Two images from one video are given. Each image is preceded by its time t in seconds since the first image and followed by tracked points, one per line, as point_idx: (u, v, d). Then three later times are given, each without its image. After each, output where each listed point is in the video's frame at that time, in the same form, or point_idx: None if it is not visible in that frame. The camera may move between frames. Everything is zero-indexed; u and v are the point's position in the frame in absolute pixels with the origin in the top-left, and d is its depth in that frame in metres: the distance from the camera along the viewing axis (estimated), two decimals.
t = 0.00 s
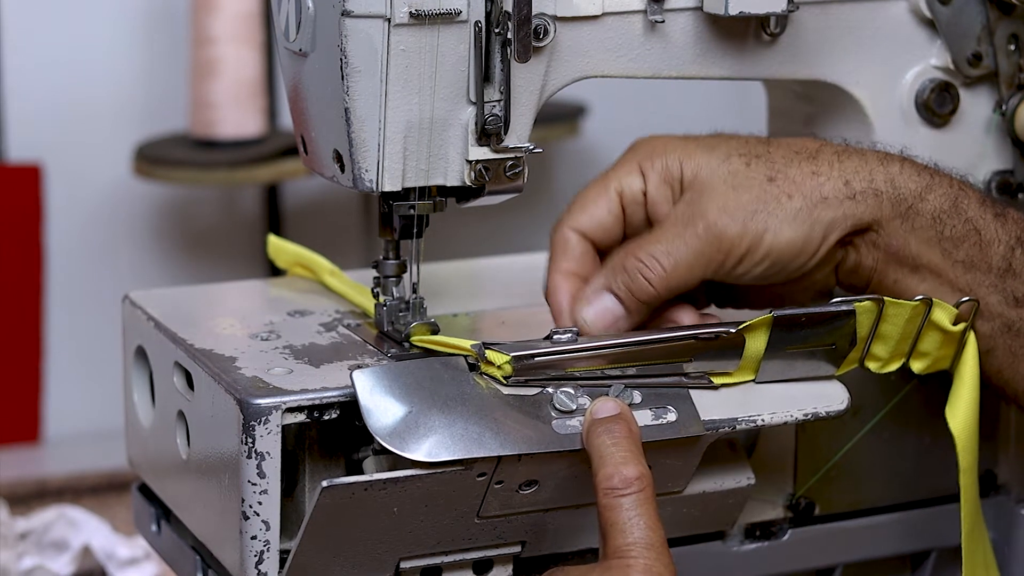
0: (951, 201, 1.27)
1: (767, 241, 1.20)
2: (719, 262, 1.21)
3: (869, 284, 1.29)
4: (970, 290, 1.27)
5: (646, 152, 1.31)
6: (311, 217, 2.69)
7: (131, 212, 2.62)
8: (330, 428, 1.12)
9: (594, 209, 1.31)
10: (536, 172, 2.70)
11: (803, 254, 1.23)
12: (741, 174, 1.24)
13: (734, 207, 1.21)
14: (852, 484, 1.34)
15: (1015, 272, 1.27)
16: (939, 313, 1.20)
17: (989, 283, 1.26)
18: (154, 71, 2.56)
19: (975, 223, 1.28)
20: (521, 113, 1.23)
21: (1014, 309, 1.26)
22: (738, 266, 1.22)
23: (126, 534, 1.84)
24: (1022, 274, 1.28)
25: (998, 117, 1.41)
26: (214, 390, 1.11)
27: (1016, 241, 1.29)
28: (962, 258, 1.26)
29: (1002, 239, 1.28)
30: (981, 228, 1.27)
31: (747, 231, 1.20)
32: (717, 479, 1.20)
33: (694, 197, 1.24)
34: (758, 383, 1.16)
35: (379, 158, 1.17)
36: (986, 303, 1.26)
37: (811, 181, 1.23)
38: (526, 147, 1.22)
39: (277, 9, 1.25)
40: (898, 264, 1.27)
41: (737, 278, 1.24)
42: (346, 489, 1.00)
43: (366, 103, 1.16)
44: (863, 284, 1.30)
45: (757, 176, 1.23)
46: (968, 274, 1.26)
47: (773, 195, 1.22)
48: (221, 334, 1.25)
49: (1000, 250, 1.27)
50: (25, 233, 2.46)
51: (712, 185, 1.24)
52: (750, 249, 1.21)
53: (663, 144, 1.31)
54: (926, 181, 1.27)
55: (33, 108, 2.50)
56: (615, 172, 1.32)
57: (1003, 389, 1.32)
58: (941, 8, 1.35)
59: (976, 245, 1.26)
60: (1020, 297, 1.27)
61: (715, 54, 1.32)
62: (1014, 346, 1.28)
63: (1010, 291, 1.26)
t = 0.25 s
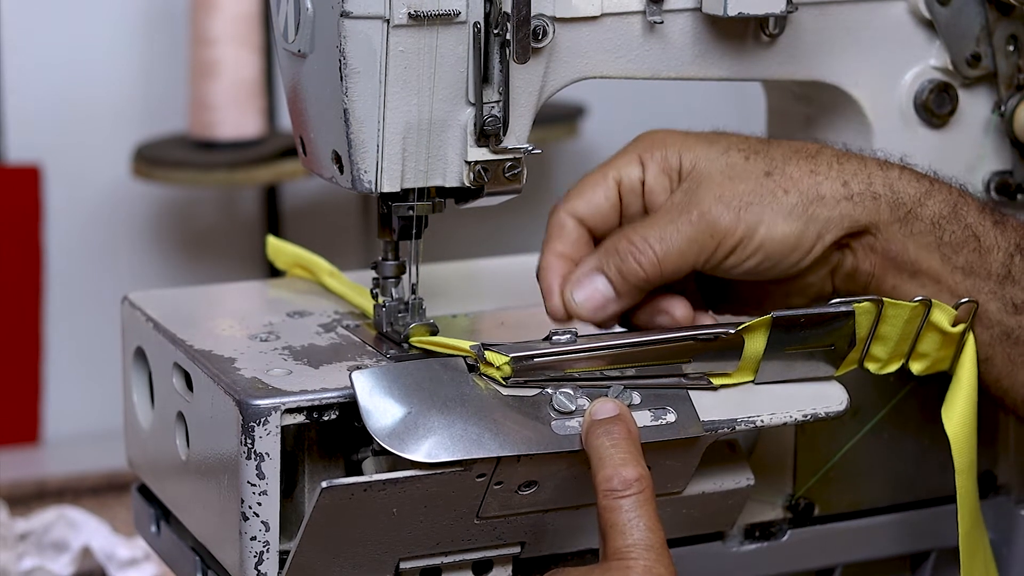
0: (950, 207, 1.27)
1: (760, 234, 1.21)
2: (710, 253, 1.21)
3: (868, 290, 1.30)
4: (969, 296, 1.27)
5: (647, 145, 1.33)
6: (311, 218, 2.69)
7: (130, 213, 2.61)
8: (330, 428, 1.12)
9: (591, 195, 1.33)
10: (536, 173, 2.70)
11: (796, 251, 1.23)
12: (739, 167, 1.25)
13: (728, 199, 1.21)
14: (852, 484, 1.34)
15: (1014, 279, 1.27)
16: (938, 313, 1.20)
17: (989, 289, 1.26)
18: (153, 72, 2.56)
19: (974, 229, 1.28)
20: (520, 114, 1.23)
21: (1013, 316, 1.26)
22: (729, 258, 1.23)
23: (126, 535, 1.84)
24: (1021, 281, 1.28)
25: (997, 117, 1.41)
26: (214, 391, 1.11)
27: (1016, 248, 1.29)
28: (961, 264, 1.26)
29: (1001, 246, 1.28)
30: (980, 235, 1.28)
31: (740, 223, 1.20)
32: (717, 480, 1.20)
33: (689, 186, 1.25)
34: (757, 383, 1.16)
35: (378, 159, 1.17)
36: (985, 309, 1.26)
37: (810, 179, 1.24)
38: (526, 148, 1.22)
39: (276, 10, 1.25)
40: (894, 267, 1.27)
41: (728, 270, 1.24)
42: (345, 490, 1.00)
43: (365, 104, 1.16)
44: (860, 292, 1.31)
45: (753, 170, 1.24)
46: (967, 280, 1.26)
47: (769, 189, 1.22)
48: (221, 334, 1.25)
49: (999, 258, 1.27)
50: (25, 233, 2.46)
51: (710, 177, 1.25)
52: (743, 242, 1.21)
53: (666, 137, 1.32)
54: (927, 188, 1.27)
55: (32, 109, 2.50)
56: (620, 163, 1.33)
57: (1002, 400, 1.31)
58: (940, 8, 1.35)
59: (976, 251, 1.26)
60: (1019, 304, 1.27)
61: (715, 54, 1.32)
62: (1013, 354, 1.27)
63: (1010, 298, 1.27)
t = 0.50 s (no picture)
0: (953, 206, 1.28)
1: (776, 248, 1.20)
2: (729, 273, 1.20)
3: (874, 291, 1.29)
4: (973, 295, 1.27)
5: (648, 168, 1.28)
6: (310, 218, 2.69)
7: (130, 213, 2.61)
8: (330, 428, 1.13)
9: (600, 226, 1.27)
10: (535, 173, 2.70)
11: (811, 260, 1.22)
12: (746, 182, 1.24)
13: (740, 217, 1.20)
14: (852, 484, 1.34)
15: (1016, 279, 1.29)
16: (938, 313, 1.20)
17: (992, 289, 1.27)
18: (153, 71, 2.56)
19: (977, 229, 1.29)
20: (520, 114, 1.23)
21: (1015, 316, 1.28)
22: (747, 276, 1.21)
23: (126, 535, 1.84)
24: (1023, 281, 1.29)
25: (997, 118, 1.41)
26: (214, 391, 1.11)
27: (1018, 247, 1.30)
28: (965, 264, 1.27)
29: (1004, 245, 1.29)
30: (983, 234, 1.29)
31: (756, 239, 1.19)
32: (717, 480, 1.20)
33: (700, 207, 1.23)
34: (757, 384, 1.16)
35: (378, 159, 1.17)
36: (987, 308, 1.28)
37: (817, 186, 1.24)
38: (526, 148, 1.23)
39: (277, 10, 1.25)
40: (903, 267, 1.27)
41: (745, 288, 1.23)
42: (346, 490, 1.00)
43: (365, 104, 1.16)
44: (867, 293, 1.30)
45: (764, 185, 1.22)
46: (970, 279, 1.27)
47: (779, 203, 1.22)
48: (221, 335, 1.25)
49: (1001, 257, 1.29)
50: (25, 234, 2.46)
51: (717, 195, 1.23)
52: (761, 256, 1.20)
53: (666, 158, 1.29)
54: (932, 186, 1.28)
55: (32, 109, 2.50)
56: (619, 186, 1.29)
57: (1004, 400, 1.32)
58: (941, 9, 1.35)
59: (978, 250, 1.28)
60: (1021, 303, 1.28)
61: (715, 54, 1.32)
62: (1014, 353, 1.29)
63: (1012, 297, 1.28)
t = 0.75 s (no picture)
0: (953, 204, 1.28)
1: (775, 248, 1.20)
2: (729, 272, 1.20)
3: (874, 289, 1.29)
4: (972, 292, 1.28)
5: (648, 168, 1.28)
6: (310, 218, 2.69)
7: (130, 214, 2.62)
8: (330, 428, 1.13)
9: (599, 227, 1.27)
10: (535, 172, 2.70)
11: (812, 258, 1.22)
12: (745, 181, 1.24)
13: (740, 217, 1.20)
14: (852, 484, 1.34)
15: (1015, 277, 1.29)
16: (938, 313, 1.20)
17: (991, 287, 1.28)
18: (153, 71, 2.56)
19: (977, 226, 1.29)
20: (520, 114, 1.23)
21: (1015, 313, 1.28)
22: (747, 275, 1.21)
23: (126, 535, 1.84)
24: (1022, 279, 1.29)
25: (997, 117, 1.41)
26: (214, 391, 1.11)
27: (1017, 245, 1.30)
28: (964, 262, 1.27)
29: (1003, 243, 1.30)
30: (982, 232, 1.29)
31: (756, 238, 1.19)
32: (717, 480, 1.20)
33: (700, 207, 1.22)
34: (757, 383, 1.16)
35: (378, 159, 1.17)
36: (987, 307, 1.28)
37: (816, 185, 1.24)
38: (525, 148, 1.23)
39: (276, 10, 1.25)
40: (903, 265, 1.27)
41: (745, 287, 1.23)
42: (346, 490, 1.00)
43: (365, 104, 1.16)
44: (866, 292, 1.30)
45: (762, 185, 1.22)
46: (970, 277, 1.27)
47: (778, 202, 1.22)
48: (221, 335, 1.25)
49: (1000, 254, 1.29)
50: (25, 234, 2.46)
51: (717, 194, 1.23)
52: (761, 256, 1.20)
53: (665, 158, 1.29)
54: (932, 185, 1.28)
55: (32, 109, 2.50)
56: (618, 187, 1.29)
57: (1004, 396, 1.33)
58: (940, 8, 1.35)
59: (978, 248, 1.28)
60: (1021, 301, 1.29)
61: (714, 54, 1.32)
62: (1015, 351, 1.29)
63: (1011, 295, 1.28)
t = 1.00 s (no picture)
0: (964, 203, 1.28)
1: (784, 243, 1.21)
2: (736, 267, 1.20)
3: (883, 286, 1.29)
4: (981, 292, 1.27)
5: (657, 163, 1.29)
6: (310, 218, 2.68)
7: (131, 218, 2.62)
8: (330, 428, 1.13)
9: (608, 220, 1.26)
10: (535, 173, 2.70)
11: (821, 254, 1.23)
12: (755, 178, 1.25)
13: (749, 211, 1.21)
14: (852, 484, 1.34)
15: None
16: (938, 313, 1.20)
17: (1000, 286, 1.26)
18: (153, 71, 2.56)
19: (986, 225, 1.28)
20: (520, 115, 1.23)
21: None
22: (754, 270, 1.22)
23: (126, 534, 1.84)
24: None
25: (997, 118, 1.41)
26: (214, 391, 1.11)
27: None
28: (974, 261, 1.26)
29: (1015, 242, 1.28)
30: (992, 231, 1.28)
31: (764, 233, 1.20)
32: (717, 480, 1.20)
33: (710, 201, 1.23)
34: (757, 384, 1.16)
35: (378, 159, 1.17)
36: (996, 305, 1.27)
37: (825, 181, 1.25)
38: (526, 148, 1.23)
39: (277, 10, 1.25)
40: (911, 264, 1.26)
41: (752, 282, 1.24)
42: (346, 490, 1.00)
43: (365, 104, 1.16)
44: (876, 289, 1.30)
45: (771, 182, 1.24)
46: (979, 276, 1.26)
47: (785, 198, 1.23)
48: (221, 335, 1.25)
49: (1011, 254, 1.27)
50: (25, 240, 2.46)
51: (727, 189, 1.23)
52: (767, 250, 1.21)
53: (674, 153, 1.29)
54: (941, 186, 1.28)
55: (32, 109, 2.50)
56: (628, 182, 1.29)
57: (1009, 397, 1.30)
58: (940, 9, 1.35)
59: (987, 247, 1.27)
60: None
61: (715, 54, 1.32)
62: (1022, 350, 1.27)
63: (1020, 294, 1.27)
